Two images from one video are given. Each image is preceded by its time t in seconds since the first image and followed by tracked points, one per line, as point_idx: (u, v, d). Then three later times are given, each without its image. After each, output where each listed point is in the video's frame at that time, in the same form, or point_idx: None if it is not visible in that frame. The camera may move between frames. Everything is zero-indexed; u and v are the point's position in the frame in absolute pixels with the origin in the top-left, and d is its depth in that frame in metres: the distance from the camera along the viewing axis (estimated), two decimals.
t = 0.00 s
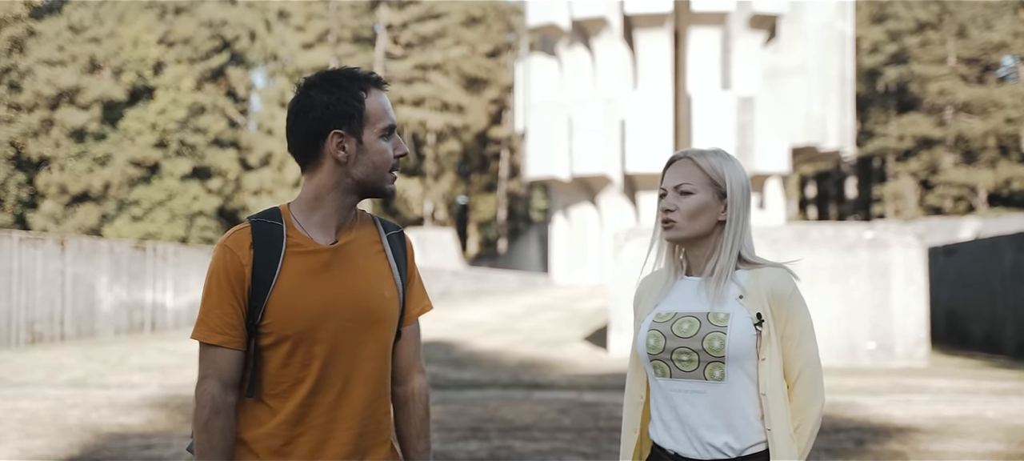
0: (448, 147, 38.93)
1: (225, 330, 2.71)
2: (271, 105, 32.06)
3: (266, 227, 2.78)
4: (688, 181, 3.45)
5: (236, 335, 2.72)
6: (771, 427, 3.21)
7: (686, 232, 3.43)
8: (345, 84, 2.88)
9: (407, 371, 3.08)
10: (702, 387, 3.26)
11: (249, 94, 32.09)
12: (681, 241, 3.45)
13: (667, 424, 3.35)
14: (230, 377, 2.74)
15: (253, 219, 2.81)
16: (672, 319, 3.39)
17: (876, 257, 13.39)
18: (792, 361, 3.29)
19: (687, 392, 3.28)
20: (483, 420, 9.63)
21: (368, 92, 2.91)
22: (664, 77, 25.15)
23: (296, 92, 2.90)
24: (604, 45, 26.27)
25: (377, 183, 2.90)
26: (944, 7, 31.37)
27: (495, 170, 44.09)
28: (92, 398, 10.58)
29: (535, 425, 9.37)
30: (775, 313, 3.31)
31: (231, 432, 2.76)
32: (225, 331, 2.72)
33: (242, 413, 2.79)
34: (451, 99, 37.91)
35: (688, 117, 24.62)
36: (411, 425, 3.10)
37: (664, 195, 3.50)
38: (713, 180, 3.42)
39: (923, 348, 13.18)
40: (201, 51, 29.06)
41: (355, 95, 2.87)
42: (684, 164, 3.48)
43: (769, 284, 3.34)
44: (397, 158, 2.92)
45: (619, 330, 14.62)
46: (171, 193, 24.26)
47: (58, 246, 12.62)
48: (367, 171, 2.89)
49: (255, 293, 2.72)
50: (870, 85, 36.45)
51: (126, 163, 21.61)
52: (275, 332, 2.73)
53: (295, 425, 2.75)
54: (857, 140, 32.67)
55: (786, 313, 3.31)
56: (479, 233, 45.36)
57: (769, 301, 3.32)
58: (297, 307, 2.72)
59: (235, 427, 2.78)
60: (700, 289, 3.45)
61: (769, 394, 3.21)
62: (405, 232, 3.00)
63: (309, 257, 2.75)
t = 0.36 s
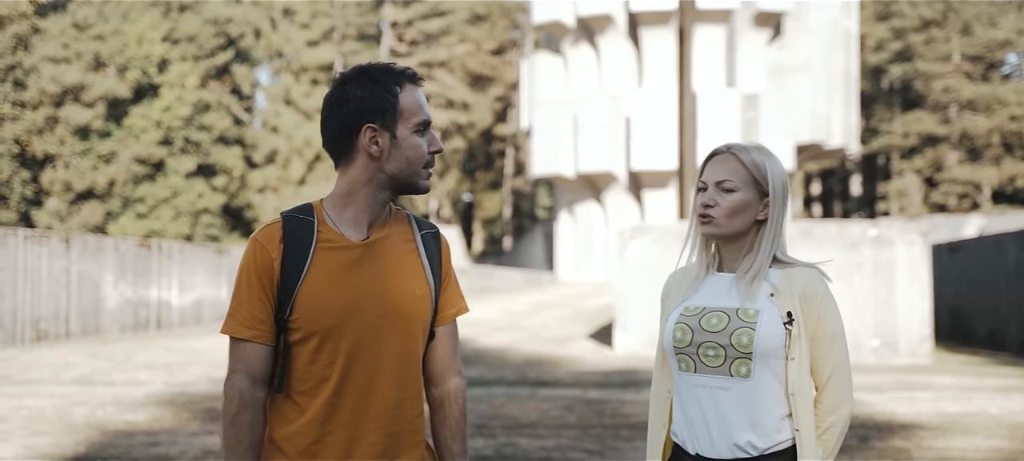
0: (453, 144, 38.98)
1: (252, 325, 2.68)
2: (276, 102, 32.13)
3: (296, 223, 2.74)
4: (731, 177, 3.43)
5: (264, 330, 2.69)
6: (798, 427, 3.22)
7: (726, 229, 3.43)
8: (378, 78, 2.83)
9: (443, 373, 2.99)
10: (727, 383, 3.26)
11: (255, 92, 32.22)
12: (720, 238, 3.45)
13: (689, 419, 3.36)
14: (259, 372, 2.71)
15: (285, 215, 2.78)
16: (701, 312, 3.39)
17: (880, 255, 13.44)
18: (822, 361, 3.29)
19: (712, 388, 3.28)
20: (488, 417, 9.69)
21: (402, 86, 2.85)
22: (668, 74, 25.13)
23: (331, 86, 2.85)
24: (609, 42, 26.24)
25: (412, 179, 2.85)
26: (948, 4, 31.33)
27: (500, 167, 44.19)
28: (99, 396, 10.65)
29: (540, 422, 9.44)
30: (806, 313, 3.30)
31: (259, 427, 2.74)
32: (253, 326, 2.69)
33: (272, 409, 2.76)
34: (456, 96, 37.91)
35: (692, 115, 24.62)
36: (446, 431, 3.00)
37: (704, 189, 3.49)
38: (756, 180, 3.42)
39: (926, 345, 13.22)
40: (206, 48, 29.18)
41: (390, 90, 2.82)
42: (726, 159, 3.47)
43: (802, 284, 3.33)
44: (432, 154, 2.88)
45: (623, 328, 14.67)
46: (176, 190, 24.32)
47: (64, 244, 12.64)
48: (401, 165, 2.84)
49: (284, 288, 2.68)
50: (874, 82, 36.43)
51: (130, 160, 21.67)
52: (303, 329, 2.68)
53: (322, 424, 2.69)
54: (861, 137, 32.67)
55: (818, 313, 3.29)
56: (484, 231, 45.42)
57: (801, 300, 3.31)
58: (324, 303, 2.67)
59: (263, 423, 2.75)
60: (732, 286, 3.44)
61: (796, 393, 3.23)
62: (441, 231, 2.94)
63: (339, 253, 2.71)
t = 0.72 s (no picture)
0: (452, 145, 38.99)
1: (265, 323, 2.68)
2: (275, 102, 32.14)
3: (311, 223, 2.73)
4: (749, 181, 3.35)
5: (276, 330, 2.68)
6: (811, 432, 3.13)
7: (745, 234, 3.35)
8: (395, 80, 2.81)
9: (460, 378, 2.90)
10: (741, 387, 3.18)
11: (253, 93, 32.26)
12: (737, 242, 3.37)
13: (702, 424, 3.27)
14: (271, 371, 2.70)
15: (301, 215, 2.78)
16: (715, 315, 3.31)
17: (877, 256, 13.43)
18: (837, 366, 3.20)
19: (727, 391, 3.20)
20: (486, 417, 9.69)
21: (419, 89, 2.82)
22: (668, 75, 25.15)
23: (348, 89, 2.85)
24: (608, 43, 26.27)
25: (427, 182, 2.82)
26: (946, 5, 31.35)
27: (499, 168, 44.25)
28: (97, 397, 10.65)
29: (537, 422, 9.45)
30: (819, 315, 3.22)
31: (271, 425, 2.71)
32: (265, 324, 2.68)
33: (284, 411, 2.74)
34: (455, 96, 37.92)
35: (691, 114, 24.60)
36: (463, 438, 2.89)
37: (720, 193, 3.41)
38: (774, 185, 3.34)
39: (924, 345, 13.25)
40: (205, 49, 29.21)
41: (404, 94, 2.80)
42: (740, 161, 3.38)
43: (818, 288, 3.24)
44: (448, 157, 2.83)
45: (622, 328, 14.66)
46: (174, 191, 24.32)
47: (63, 244, 12.69)
48: (415, 168, 2.81)
49: (294, 288, 2.67)
50: (873, 83, 36.42)
51: (129, 160, 21.68)
52: (313, 328, 2.66)
53: (331, 424, 2.66)
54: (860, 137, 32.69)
55: (835, 316, 3.21)
56: (483, 231, 45.44)
57: (816, 303, 3.23)
58: (332, 303, 2.64)
59: (275, 422, 2.73)
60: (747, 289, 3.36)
61: (812, 398, 3.13)
62: (458, 235, 2.87)
63: (350, 254, 2.69)
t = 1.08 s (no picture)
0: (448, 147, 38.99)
1: (255, 330, 2.69)
2: (271, 104, 32.13)
3: (303, 228, 2.74)
4: (758, 188, 3.39)
5: (268, 335, 2.70)
6: (825, 441, 3.19)
7: (752, 241, 3.38)
8: (386, 84, 2.82)
9: (455, 382, 2.92)
10: (754, 396, 3.22)
11: (249, 94, 32.26)
12: (744, 249, 3.40)
13: (712, 431, 3.32)
14: (264, 378, 2.72)
15: (295, 221, 2.78)
16: (726, 324, 3.35)
17: (871, 258, 13.47)
18: (849, 373, 3.24)
19: (738, 400, 3.24)
20: (480, 419, 9.70)
21: (408, 92, 2.83)
22: (664, 76, 25.20)
23: (338, 93, 2.86)
24: (604, 45, 26.38)
25: (417, 185, 2.82)
26: (941, 7, 31.49)
27: (494, 170, 44.28)
28: (92, 399, 10.65)
29: (531, 424, 9.46)
30: (832, 324, 3.27)
31: (264, 430, 2.74)
32: (256, 331, 2.69)
33: (276, 416, 2.76)
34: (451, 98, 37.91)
35: (687, 116, 24.60)
36: (457, 439, 2.92)
37: (728, 200, 3.45)
38: (782, 190, 3.37)
39: (918, 347, 13.30)
40: (200, 50, 29.21)
41: (395, 96, 2.80)
42: (747, 167, 3.44)
43: (828, 294, 3.29)
44: (439, 159, 2.83)
45: (616, 330, 14.67)
46: (169, 192, 24.28)
47: (58, 246, 12.74)
48: (407, 172, 2.81)
49: (286, 295, 2.69)
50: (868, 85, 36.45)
51: (126, 162, 21.68)
52: (306, 333, 2.68)
53: (325, 429, 2.68)
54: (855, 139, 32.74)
55: (844, 325, 3.27)
56: (478, 233, 45.44)
57: (827, 312, 3.27)
58: (326, 309, 2.66)
59: (268, 428, 2.76)
60: (756, 297, 3.39)
61: (827, 407, 3.19)
62: (452, 238, 2.87)
63: (343, 259, 2.70)
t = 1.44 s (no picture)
0: (443, 147, 38.99)
1: (241, 333, 2.71)
2: (266, 104, 32.14)
3: (287, 229, 2.76)
4: (759, 195, 3.40)
5: (254, 338, 2.72)
6: (822, 445, 3.21)
7: (755, 248, 3.40)
8: (367, 84, 2.83)
9: (442, 378, 2.97)
10: (750, 399, 3.25)
11: (244, 94, 32.27)
12: (748, 256, 3.42)
13: (712, 433, 3.35)
14: (251, 381, 2.74)
15: (278, 222, 2.80)
16: (724, 327, 3.38)
17: (865, 259, 13.50)
18: (845, 373, 3.26)
19: (736, 403, 3.28)
20: (475, 419, 9.72)
21: (391, 92, 2.84)
22: (660, 76, 25.26)
23: (320, 94, 2.87)
24: (600, 45, 26.46)
25: (401, 185, 2.84)
26: (936, 8, 31.60)
27: (490, 170, 44.32)
28: (88, 399, 10.65)
29: (527, 424, 9.48)
30: (829, 329, 3.27)
31: (253, 435, 2.76)
32: (242, 334, 2.71)
33: (265, 418, 2.78)
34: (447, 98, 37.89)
35: (682, 116, 24.62)
36: (445, 436, 2.95)
37: (732, 207, 3.46)
38: (784, 197, 3.39)
39: (912, 347, 13.33)
40: (195, 50, 29.19)
41: (378, 96, 2.82)
42: (749, 173, 3.44)
43: (825, 297, 3.31)
44: (422, 159, 2.85)
45: (612, 330, 14.70)
46: (164, 192, 24.25)
47: (54, 246, 12.79)
48: (390, 172, 2.83)
49: (271, 296, 2.70)
50: (863, 86, 36.48)
51: (120, 162, 21.67)
52: (292, 335, 2.69)
53: (317, 431, 2.68)
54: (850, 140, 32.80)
55: (840, 329, 3.27)
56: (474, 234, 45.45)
57: (824, 315, 3.29)
58: (312, 310, 2.67)
59: (256, 432, 2.78)
60: (756, 301, 3.41)
61: (820, 410, 3.20)
62: (436, 235, 2.92)
63: (327, 261, 2.72)
